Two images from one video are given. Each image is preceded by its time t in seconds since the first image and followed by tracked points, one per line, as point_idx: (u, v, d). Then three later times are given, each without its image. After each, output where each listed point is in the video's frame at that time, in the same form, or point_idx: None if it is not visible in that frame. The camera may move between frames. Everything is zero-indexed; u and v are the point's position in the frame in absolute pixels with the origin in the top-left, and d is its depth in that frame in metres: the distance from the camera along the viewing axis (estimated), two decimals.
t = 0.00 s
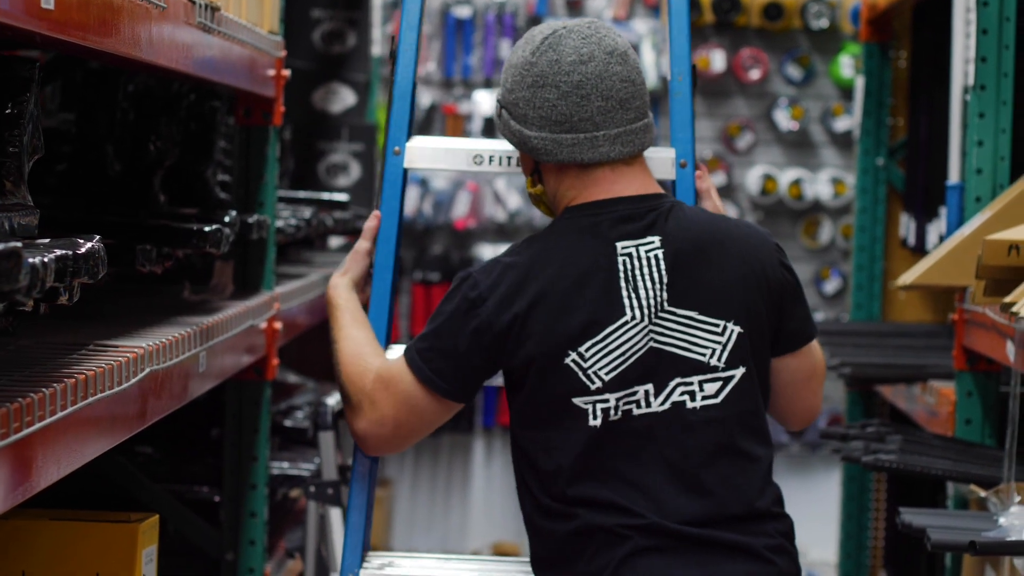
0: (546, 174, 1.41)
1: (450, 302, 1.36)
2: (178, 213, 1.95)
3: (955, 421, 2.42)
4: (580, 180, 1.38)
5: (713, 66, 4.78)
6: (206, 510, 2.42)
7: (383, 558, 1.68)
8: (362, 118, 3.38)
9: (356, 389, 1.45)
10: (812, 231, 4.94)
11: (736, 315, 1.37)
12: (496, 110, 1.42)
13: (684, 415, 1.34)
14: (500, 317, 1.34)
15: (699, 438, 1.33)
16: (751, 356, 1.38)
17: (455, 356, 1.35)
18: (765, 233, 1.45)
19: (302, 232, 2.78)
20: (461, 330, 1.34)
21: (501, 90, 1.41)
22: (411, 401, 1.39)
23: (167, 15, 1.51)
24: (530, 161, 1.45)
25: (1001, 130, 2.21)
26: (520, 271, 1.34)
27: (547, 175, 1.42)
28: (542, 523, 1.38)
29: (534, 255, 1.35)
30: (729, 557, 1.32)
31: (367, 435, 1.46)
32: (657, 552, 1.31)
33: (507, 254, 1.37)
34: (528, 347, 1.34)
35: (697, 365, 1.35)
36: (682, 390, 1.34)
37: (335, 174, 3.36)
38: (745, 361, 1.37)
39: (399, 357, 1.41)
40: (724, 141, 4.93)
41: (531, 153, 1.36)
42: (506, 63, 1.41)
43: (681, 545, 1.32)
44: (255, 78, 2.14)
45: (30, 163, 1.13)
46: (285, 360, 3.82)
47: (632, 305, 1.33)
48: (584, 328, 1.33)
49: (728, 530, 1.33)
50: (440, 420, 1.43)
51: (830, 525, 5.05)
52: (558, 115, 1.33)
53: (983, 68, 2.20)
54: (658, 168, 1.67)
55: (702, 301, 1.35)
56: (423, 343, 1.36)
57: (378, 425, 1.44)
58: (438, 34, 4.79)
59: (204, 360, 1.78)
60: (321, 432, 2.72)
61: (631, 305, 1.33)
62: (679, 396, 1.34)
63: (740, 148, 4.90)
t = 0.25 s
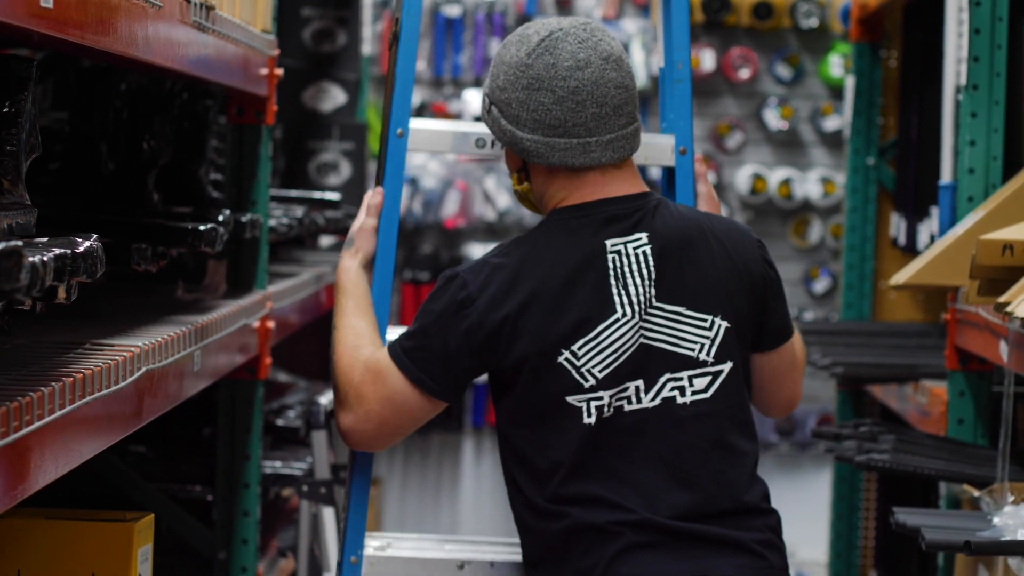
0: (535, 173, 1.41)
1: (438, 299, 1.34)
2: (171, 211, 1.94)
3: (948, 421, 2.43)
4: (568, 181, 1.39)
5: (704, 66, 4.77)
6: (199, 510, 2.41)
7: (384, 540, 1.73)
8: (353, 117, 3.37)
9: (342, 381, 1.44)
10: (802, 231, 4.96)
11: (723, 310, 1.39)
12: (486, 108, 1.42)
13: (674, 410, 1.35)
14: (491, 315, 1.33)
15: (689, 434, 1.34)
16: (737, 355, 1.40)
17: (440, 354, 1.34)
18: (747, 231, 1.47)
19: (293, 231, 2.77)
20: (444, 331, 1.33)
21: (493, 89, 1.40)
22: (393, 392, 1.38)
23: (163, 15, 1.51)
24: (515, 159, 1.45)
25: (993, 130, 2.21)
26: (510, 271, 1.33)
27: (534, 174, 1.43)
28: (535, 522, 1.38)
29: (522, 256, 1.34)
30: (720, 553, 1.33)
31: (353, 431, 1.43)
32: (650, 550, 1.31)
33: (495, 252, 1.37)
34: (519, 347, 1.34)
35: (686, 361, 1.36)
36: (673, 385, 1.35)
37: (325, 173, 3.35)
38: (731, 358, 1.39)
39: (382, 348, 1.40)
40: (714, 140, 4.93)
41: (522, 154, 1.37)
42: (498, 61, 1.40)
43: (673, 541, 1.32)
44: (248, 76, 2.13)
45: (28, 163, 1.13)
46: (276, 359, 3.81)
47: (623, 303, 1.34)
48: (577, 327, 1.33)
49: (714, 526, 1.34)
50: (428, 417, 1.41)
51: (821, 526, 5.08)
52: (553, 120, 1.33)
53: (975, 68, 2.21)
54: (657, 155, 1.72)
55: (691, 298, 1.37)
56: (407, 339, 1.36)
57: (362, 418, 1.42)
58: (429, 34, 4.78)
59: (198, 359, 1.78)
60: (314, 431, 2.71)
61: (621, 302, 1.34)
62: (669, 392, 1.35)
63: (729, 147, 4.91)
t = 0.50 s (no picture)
0: (546, 170, 1.44)
1: (451, 289, 1.36)
2: (173, 210, 1.94)
3: (948, 421, 2.43)
4: (583, 182, 1.41)
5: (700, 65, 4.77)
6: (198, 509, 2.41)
7: (413, 497, 1.79)
8: (350, 116, 3.37)
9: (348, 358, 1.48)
10: (799, 230, 4.96)
11: (729, 317, 1.44)
12: (495, 104, 1.44)
13: (678, 414, 1.40)
14: (504, 312, 1.35)
15: (693, 438, 1.40)
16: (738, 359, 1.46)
17: (450, 348, 1.37)
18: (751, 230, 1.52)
19: (293, 231, 2.77)
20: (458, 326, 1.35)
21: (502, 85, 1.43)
22: (394, 376, 1.42)
23: (166, 14, 1.51)
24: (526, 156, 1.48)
25: (993, 130, 2.21)
26: (523, 269, 1.35)
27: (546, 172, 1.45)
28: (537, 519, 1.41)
29: (533, 255, 1.37)
30: (711, 557, 1.39)
31: (351, 406, 1.48)
32: (645, 548, 1.37)
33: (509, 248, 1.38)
34: (531, 346, 1.36)
35: (692, 365, 1.42)
36: (677, 389, 1.41)
37: (323, 172, 3.35)
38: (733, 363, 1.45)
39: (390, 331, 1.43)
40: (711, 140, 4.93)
41: (534, 151, 1.40)
42: (507, 57, 1.43)
43: (669, 541, 1.38)
44: (249, 76, 2.13)
45: (32, 161, 1.12)
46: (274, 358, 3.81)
47: (634, 307, 1.37)
48: (587, 329, 1.36)
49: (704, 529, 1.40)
50: (431, 403, 1.44)
51: (818, 524, 5.12)
52: (564, 116, 1.37)
53: (976, 68, 2.21)
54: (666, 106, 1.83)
55: (696, 303, 1.42)
56: (417, 326, 1.39)
57: (363, 396, 1.46)
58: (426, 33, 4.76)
59: (200, 358, 1.78)
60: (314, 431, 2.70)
61: (633, 306, 1.37)
62: (673, 395, 1.40)
63: (727, 147, 4.89)
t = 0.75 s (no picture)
0: (573, 171, 1.40)
1: (483, 288, 1.33)
2: (175, 210, 1.93)
3: (949, 422, 2.42)
4: (613, 183, 1.38)
5: (700, 66, 4.77)
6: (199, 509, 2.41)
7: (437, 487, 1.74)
8: (350, 116, 3.37)
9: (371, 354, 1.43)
10: (798, 231, 4.96)
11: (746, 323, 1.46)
12: (519, 103, 1.41)
13: (700, 419, 1.42)
14: (538, 312, 1.32)
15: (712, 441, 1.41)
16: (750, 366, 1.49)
17: (479, 348, 1.33)
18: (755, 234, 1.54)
19: (294, 232, 2.77)
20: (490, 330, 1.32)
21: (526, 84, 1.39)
22: (420, 375, 1.37)
23: (170, 14, 1.51)
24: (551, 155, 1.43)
25: (995, 131, 2.21)
26: (556, 271, 1.33)
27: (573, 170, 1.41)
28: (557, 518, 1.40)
29: (567, 255, 1.34)
30: (715, 562, 1.40)
31: (374, 403, 1.43)
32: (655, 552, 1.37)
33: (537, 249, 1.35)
34: (564, 346, 1.34)
35: (716, 370, 1.43)
36: (702, 394, 1.42)
37: (323, 172, 3.36)
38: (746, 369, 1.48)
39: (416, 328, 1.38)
40: (710, 140, 4.93)
41: (562, 152, 1.36)
42: (534, 55, 1.39)
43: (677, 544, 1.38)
44: (251, 76, 2.13)
45: (38, 162, 1.13)
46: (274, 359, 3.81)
47: (665, 311, 1.37)
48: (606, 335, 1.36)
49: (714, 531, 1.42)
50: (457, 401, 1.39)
51: (817, 524, 5.13)
52: (597, 118, 1.33)
53: (978, 69, 2.21)
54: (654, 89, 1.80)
55: (721, 309, 1.44)
56: (446, 323, 1.35)
57: (386, 395, 1.41)
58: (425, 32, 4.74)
59: (203, 358, 1.78)
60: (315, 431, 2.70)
61: (663, 310, 1.37)
62: (697, 400, 1.42)
63: (726, 147, 4.89)
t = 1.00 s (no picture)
0: (596, 176, 1.50)
1: (528, 292, 1.37)
2: (164, 209, 1.93)
3: (937, 421, 2.42)
4: (638, 189, 1.48)
5: (687, 65, 4.77)
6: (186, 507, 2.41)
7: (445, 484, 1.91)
8: (337, 115, 3.36)
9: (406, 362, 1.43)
10: (784, 231, 4.96)
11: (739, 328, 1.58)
12: (541, 112, 1.49)
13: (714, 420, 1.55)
14: (582, 316, 1.38)
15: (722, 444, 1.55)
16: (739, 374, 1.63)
17: (525, 348, 1.37)
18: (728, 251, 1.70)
19: (282, 231, 2.77)
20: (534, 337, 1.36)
21: (550, 93, 1.48)
22: (463, 382, 1.39)
23: (161, 13, 1.50)
24: (574, 161, 1.51)
25: (983, 131, 2.22)
26: (599, 275, 1.40)
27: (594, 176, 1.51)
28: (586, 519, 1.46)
29: (603, 260, 1.42)
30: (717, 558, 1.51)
31: (410, 411, 1.44)
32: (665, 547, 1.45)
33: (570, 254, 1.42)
34: (610, 345, 1.41)
35: (723, 373, 1.58)
36: (715, 397, 1.56)
37: (311, 171, 3.35)
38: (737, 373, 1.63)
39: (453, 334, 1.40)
40: (697, 140, 4.94)
41: (590, 157, 1.45)
42: (556, 65, 1.49)
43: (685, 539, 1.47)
44: (240, 75, 2.12)
45: (29, 161, 1.12)
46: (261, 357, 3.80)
47: (692, 317, 1.49)
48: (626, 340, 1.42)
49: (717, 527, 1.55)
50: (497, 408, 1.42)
51: (804, 523, 5.13)
52: (625, 125, 1.43)
53: (966, 68, 2.22)
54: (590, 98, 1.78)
55: (727, 316, 1.59)
56: (485, 328, 1.38)
57: (425, 405, 1.42)
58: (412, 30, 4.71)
59: (193, 357, 1.77)
60: (303, 430, 2.69)
61: (691, 315, 1.48)
62: (712, 402, 1.55)
63: (712, 147, 4.91)
